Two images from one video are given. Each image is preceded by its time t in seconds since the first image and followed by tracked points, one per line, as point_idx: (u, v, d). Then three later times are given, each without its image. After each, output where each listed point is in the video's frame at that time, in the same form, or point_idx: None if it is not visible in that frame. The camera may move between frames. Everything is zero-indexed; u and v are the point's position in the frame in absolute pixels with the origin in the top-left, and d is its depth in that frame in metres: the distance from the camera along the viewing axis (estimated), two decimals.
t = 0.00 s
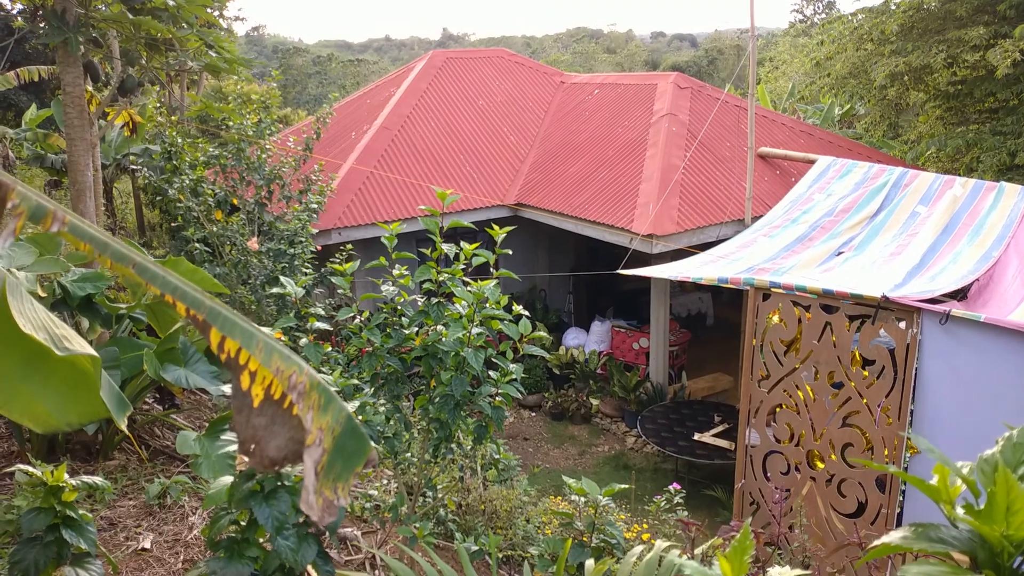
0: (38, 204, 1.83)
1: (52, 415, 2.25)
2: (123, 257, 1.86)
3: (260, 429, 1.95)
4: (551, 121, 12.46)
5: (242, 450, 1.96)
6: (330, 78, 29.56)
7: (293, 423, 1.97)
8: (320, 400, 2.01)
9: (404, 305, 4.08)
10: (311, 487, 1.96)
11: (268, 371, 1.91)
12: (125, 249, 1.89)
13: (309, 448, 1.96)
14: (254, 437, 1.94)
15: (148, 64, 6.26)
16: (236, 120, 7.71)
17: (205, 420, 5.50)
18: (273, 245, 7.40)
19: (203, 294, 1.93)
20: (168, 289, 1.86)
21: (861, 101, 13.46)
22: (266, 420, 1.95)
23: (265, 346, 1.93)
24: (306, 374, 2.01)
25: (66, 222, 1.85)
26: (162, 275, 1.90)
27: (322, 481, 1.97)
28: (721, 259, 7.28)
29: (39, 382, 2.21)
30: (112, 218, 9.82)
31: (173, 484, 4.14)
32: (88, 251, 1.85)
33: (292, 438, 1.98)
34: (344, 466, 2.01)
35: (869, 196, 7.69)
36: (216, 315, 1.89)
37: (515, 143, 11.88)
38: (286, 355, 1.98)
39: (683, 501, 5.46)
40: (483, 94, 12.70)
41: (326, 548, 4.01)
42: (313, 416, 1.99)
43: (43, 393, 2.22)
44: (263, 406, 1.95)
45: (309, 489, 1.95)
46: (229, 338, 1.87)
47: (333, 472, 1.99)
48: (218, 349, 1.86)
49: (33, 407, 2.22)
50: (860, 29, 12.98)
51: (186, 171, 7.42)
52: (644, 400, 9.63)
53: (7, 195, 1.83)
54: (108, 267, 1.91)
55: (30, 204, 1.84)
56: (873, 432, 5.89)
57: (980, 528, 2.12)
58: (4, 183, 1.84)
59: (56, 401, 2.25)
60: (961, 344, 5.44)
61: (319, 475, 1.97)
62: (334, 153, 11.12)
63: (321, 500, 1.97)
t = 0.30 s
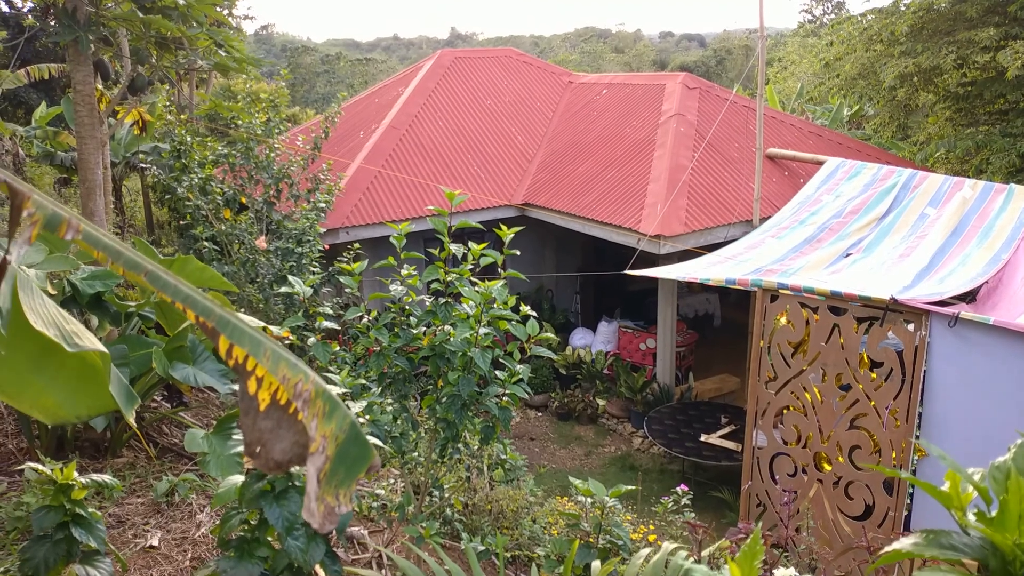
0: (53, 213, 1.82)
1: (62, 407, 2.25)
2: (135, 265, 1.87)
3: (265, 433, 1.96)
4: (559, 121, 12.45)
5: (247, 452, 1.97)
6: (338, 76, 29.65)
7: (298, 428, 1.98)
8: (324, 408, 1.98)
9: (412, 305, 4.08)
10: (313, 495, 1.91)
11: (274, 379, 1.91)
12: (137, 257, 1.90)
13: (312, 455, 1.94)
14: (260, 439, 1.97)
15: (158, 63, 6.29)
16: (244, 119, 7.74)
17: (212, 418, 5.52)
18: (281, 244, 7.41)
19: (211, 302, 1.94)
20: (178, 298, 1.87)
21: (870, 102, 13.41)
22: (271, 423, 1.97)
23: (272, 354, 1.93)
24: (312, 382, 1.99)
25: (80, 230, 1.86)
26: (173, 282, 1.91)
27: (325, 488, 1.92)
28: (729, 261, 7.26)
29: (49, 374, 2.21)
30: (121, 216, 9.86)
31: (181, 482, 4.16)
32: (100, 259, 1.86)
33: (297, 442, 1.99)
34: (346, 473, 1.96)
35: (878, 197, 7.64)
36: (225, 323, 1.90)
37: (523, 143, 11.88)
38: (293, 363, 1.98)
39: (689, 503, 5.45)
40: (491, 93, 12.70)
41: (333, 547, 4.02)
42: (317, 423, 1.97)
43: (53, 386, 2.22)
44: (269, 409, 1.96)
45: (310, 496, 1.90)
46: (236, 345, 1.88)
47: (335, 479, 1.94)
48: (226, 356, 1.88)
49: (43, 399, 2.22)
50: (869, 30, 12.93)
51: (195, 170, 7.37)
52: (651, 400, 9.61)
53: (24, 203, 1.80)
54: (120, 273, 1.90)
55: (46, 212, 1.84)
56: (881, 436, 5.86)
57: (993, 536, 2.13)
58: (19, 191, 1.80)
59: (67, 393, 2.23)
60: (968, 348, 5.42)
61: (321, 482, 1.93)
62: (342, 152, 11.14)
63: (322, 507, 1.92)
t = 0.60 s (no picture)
0: (66, 217, 1.82)
1: (73, 413, 2.25)
2: (147, 267, 1.87)
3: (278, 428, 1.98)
4: (563, 130, 12.48)
5: (262, 447, 2.00)
6: (343, 85, 29.81)
7: (310, 425, 1.99)
8: (334, 406, 1.99)
9: (415, 314, 4.09)
10: (323, 492, 1.92)
11: (285, 378, 1.93)
12: (149, 259, 1.90)
13: (323, 453, 1.96)
14: (272, 435, 1.98)
15: (163, 71, 6.31)
16: (250, 128, 7.78)
17: (216, 426, 5.52)
18: (285, 252, 7.43)
19: (225, 303, 1.94)
20: (190, 299, 1.87)
21: (875, 110, 13.41)
22: (284, 419, 1.98)
23: (282, 353, 1.94)
24: (323, 381, 1.99)
25: (92, 234, 1.85)
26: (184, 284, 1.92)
27: (335, 485, 1.95)
28: (733, 269, 7.25)
29: (60, 381, 2.21)
30: (126, 224, 9.89)
31: (184, 490, 4.16)
32: (114, 262, 1.86)
33: (309, 437, 2.00)
34: (356, 471, 1.98)
35: (882, 206, 7.64)
36: (236, 324, 1.90)
37: (527, 151, 11.91)
38: (303, 362, 1.98)
39: (693, 513, 5.42)
40: (495, 102, 12.75)
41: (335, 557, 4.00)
42: (328, 421, 1.99)
43: (64, 392, 2.22)
44: (282, 406, 1.98)
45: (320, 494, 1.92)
46: (248, 345, 1.89)
47: (345, 476, 1.96)
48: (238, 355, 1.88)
49: (54, 405, 2.22)
50: (873, 39, 12.94)
51: (200, 178, 7.46)
52: (654, 409, 9.59)
53: (37, 207, 1.79)
54: (132, 275, 1.91)
55: (58, 215, 1.83)
56: (885, 446, 5.83)
57: (997, 551, 2.13)
58: (31, 195, 1.79)
59: (78, 398, 2.24)
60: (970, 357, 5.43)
61: (331, 480, 1.94)
62: (346, 161, 11.18)
63: (333, 505, 1.93)
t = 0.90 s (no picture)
0: (55, 234, 1.81)
1: (61, 429, 2.24)
2: (136, 285, 1.85)
3: (265, 449, 1.98)
4: (556, 142, 12.54)
5: (248, 468, 1.99)
6: (336, 96, 29.89)
7: (298, 445, 1.99)
8: (323, 426, 1.95)
9: (408, 325, 4.09)
10: (312, 514, 1.90)
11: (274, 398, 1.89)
12: (138, 277, 1.88)
13: (311, 474, 1.93)
14: (259, 456, 1.98)
15: (157, 82, 6.31)
16: (243, 138, 7.79)
17: (206, 438, 5.50)
18: (278, 262, 7.41)
19: (213, 321, 1.92)
20: (178, 318, 1.85)
21: (865, 124, 13.53)
22: (271, 440, 1.98)
23: (271, 372, 1.90)
24: (312, 400, 1.96)
25: (81, 251, 1.84)
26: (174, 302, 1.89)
27: (322, 507, 1.92)
28: (724, 282, 7.28)
29: (49, 397, 2.19)
30: (118, 233, 9.87)
31: (174, 502, 4.13)
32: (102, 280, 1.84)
33: (297, 459, 1.99)
34: (345, 491, 1.94)
35: (872, 220, 7.70)
36: (224, 342, 1.86)
37: (520, 163, 11.96)
38: (293, 381, 1.94)
39: (684, 525, 5.42)
40: (489, 114, 12.80)
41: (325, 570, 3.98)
42: (317, 442, 1.95)
43: (53, 409, 2.21)
44: (269, 426, 1.98)
45: (309, 515, 1.90)
46: (236, 364, 1.85)
47: (333, 498, 1.93)
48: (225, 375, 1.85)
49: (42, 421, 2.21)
50: (864, 54, 13.09)
51: (192, 189, 7.45)
52: (646, 421, 9.59)
53: (26, 224, 1.80)
54: (121, 293, 1.89)
55: (47, 232, 1.83)
56: (877, 458, 5.85)
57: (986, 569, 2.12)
58: (20, 212, 1.79)
59: (67, 414, 2.23)
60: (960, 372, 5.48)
61: (319, 501, 1.91)
62: (339, 172, 11.20)
63: (321, 526, 1.90)
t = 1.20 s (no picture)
0: (35, 242, 1.84)
1: (45, 435, 2.16)
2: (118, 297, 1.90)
3: (250, 469, 1.95)
4: (544, 149, 12.58)
5: (231, 490, 1.97)
6: (324, 101, 29.84)
7: (283, 464, 1.97)
8: (310, 443, 1.96)
9: (396, 331, 4.07)
10: (298, 533, 1.87)
11: (259, 414, 1.90)
12: (120, 289, 1.93)
13: (298, 492, 1.92)
14: (243, 477, 1.96)
15: (144, 86, 6.27)
16: (230, 143, 7.76)
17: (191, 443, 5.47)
18: (265, 267, 7.37)
19: (196, 334, 1.95)
20: (162, 330, 1.89)
21: (850, 134, 13.67)
22: (256, 459, 1.96)
23: (257, 388, 1.92)
24: (298, 417, 1.97)
25: (62, 260, 1.87)
26: (156, 314, 1.92)
27: (309, 526, 1.89)
28: (710, 289, 7.32)
29: (32, 402, 2.16)
30: (102, 237, 9.78)
31: (158, 508, 4.10)
32: (83, 290, 1.88)
33: (281, 478, 1.97)
34: (332, 511, 1.93)
35: (858, 228, 7.78)
36: (208, 355, 1.90)
37: (508, 169, 11.98)
38: (278, 397, 1.96)
39: (670, 532, 5.44)
40: (477, 120, 12.82)
41: None
42: (303, 459, 1.95)
43: (36, 413, 2.15)
44: (253, 445, 1.95)
45: (295, 534, 1.87)
46: (220, 378, 1.88)
47: (321, 517, 1.91)
48: (209, 389, 1.87)
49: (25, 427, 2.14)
50: (850, 64, 13.23)
51: (179, 193, 7.40)
52: (633, 427, 9.61)
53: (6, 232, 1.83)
54: (101, 305, 1.92)
55: (27, 240, 1.86)
56: (861, 464, 5.91)
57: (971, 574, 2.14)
58: None
59: (52, 420, 2.18)
60: (946, 378, 5.54)
61: (306, 520, 1.89)
62: (327, 177, 11.17)
63: (308, 545, 1.88)
